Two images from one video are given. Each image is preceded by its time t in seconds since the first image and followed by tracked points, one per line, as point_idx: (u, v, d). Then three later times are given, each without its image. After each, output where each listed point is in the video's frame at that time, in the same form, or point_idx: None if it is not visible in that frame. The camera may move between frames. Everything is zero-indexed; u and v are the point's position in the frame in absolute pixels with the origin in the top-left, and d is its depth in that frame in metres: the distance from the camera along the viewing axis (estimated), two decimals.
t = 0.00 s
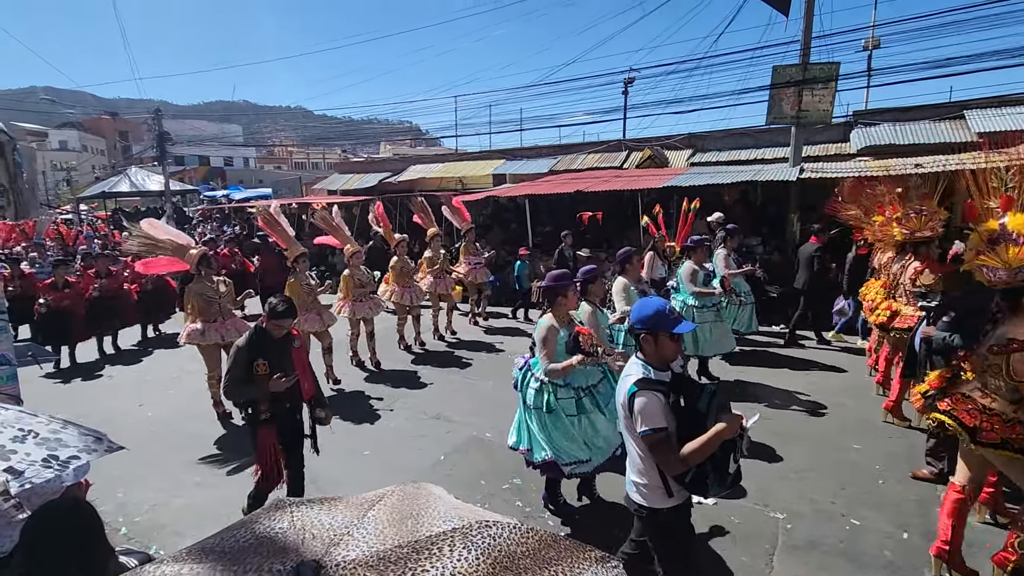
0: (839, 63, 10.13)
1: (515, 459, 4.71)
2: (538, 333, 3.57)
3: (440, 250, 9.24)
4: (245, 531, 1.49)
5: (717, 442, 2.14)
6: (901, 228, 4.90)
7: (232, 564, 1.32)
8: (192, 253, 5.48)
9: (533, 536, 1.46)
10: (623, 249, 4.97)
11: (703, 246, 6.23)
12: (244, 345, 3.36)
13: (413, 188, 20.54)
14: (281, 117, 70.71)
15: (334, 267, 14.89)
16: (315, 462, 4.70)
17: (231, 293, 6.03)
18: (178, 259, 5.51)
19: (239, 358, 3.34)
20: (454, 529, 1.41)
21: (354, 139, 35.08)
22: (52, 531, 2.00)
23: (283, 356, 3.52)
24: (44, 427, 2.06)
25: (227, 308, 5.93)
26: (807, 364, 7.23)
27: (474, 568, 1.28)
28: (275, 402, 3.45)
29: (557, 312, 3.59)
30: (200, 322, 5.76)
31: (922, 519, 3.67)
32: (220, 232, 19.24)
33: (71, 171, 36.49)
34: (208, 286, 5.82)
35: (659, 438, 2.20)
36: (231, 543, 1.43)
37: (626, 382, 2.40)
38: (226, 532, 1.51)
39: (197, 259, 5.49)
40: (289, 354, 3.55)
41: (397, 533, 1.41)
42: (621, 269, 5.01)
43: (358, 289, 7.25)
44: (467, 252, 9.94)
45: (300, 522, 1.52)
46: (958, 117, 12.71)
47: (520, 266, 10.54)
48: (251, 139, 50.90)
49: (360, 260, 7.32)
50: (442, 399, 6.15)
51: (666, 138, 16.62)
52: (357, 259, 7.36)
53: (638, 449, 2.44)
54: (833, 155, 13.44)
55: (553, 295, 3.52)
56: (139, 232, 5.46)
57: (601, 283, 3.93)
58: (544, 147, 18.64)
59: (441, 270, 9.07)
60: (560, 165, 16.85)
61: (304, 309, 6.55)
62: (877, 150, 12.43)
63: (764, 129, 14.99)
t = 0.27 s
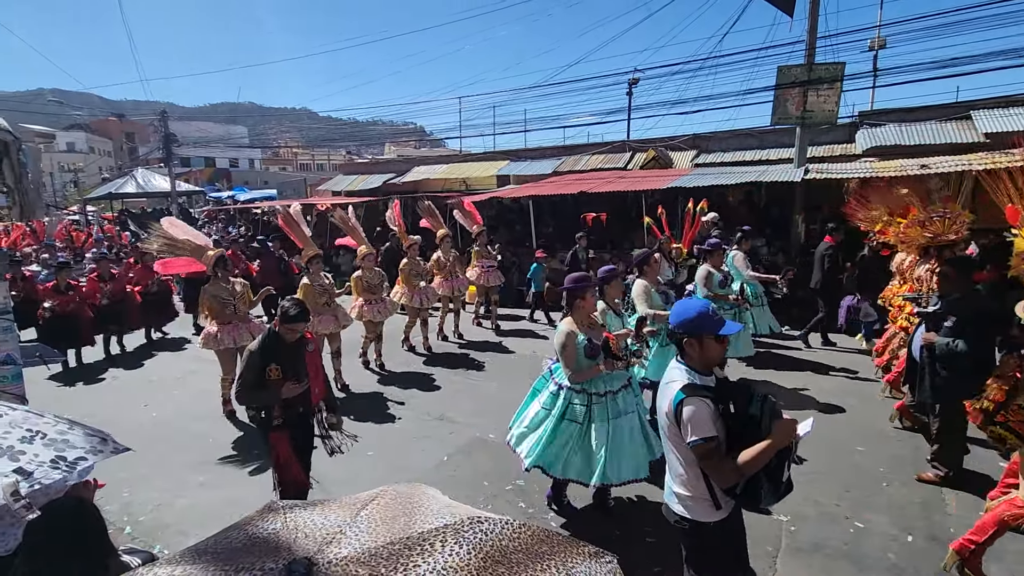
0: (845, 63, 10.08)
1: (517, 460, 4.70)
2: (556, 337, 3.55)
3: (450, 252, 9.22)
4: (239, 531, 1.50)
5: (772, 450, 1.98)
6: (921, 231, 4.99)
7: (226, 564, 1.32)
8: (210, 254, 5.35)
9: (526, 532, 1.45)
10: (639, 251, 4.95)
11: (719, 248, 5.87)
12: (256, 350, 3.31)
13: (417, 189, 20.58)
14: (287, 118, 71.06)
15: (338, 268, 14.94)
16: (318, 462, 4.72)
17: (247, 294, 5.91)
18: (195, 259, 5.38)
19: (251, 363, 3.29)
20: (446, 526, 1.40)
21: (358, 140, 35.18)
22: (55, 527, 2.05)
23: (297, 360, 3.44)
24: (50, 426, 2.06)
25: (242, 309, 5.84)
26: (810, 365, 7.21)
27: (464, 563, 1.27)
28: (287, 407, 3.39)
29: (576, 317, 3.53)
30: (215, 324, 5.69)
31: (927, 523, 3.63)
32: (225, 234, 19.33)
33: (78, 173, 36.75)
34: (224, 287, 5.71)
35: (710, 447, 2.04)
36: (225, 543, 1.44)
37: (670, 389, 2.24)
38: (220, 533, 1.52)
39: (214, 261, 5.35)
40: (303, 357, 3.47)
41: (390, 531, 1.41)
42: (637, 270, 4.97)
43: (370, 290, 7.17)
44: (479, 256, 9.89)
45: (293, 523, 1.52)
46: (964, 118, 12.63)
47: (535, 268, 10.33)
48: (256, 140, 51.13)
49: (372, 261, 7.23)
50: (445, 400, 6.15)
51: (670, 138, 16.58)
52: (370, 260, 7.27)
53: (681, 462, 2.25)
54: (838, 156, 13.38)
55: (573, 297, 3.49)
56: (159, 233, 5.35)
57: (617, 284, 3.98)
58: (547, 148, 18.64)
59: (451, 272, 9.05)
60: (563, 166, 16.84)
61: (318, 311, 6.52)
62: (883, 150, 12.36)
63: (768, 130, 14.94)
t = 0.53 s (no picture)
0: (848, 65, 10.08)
1: (520, 462, 4.72)
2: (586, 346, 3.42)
3: (461, 254, 9.25)
4: (244, 531, 1.51)
5: (821, 464, 1.99)
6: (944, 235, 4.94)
7: (232, 565, 1.34)
8: (226, 255, 5.28)
9: (529, 535, 1.46)
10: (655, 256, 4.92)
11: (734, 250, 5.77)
12: (267, 365, 3.16)
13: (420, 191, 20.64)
14: (291, 121, 71.34)
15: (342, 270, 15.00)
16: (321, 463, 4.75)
17: (262, 296, 5.85)
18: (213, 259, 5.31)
19: (264, 378, 3.14)
20: (450, 528, 1.42)
21: (362, 143, 35.29)
22: (67, 524, 2.10)
23: (312, 372, 3.29)
24: (71, 431, 2.08)
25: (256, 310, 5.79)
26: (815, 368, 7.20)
27: (470, 568, 1.29)
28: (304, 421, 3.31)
29: (599, 320, 3.48)
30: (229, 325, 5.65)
31: (930, 526, 3.64)
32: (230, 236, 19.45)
33: (84, 175, 37.03)
34: (240, 287, 5.66)
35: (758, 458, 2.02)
36: (230, 544, 1.45)
37: (715, 397, 2.20)
38: (226, 533, 1.53)
39: (230, 263, 5.28)
40: (316, 368, 3.33)
41: (394, 533, 1.43)
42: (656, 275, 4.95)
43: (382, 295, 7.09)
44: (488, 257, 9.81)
45: (298, 523, 1.54)
46: (968, 119, 12.61)
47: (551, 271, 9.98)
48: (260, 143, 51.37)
49: (381, 265, 7.18)
50: (449, 402, 6.17)
51: (673, 141, 16.59)
52: (379, 263, 7.20)
53: (722, 473, 2.22)
54: (841, 157, 13.37)
55: (592, 302, 3.40)
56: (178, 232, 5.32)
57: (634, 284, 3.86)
58: (550, 150, 18.68)
59: (461, 274, 9.07)
60: (566, 168, 16.85)
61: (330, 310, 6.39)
62: (886, 152, 12.33)
63: (771, 132, 14.93)
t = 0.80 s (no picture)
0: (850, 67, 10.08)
1: (521, 463, 4.73)
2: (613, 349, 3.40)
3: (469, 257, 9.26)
4: (249, 531, 1.51)
5: (880, 463, 1.91)
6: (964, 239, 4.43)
7: (236, 567, 1.34)
8: (241, 257, 5.26)
9: (535, 539, 1.46)
10: (673, 260, 4.98)
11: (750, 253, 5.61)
12: (278, 368, 3.09)
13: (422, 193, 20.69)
14: (294, 123, 71.55)
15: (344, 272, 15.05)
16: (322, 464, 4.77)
17: (274, 298, 5.84)
18: (227, 260, 5.28)
19: (274, 381, 3.07)
20: (457, 533, 1.41)
21: (365, 144, 35.36)
22: (73, 522, 2.11)
23: (321, 375, 3.23)
24: (79, 430, 2.09)
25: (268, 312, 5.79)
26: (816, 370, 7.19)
27: (477, 572, 1.29)
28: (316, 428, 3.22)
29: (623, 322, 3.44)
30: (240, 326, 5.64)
31: (931, 528, 3.62)
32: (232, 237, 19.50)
33: (87, 177, 37.17)
34: (251, 289, 5.65)
35: (810, 456, 2.00)
36: (235, 543, 1.45)
37: (766, 395, 2.21)
38: (230, 533, 1.53)
39: (244, 265, 5.26)
40: (326, 371, 3.27)
41: (400, 536, 1.43)
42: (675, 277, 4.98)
43: (389, 300, 7.11)
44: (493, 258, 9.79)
45: (302, 523, 1.54)
46: (970, 121, 12.59)
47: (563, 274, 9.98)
48: (263, 144, 51.53)
49: (390, 270, 7.19)
50: (450, 404, 6.18)
51: (675, 143, 16.60)
52: (388, 268, 7.20)
53: (775, 474, 2.22)
54: (844, 159, 13.36)
55: (611, 306, 3.37)
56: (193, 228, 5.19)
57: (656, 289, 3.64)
58: (552, 152, 18.70)
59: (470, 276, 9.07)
60: (568, 170, 16.87)
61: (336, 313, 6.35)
62: (889, 155, 12.32)
63: (774, 134, 14.93)
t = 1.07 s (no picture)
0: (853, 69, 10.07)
1: (523, 464, 4.73)
2: (623, 355, 3.27)
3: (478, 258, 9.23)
4: (252, 528, 1.50)
5: (930, 462, 1.92)
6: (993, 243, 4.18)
7: (240, 565, 1.33)
8: (248, 258, 5.21)
9: (539, 539, 1.45)
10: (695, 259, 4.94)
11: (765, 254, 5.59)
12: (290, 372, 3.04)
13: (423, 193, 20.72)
14: (296, 123, 71.67)
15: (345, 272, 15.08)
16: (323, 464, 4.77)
17: (282, 301, 5.74)
18: (234, 261, 5.27)
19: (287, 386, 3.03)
20: (462, 531, 1.41)
21: (367, 145, 35.41)
22: (70, 524, 2.10)
23: (333, 379, 3.20)
24: (73, 425, 2.10)
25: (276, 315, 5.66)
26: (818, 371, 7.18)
27: (483, 571, 1.28)
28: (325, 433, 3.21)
29: (639, 329, 3.32)
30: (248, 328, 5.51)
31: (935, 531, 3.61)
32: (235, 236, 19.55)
33: (90, 176, 37.28)
34: (260, 291, 5.55)
35: (856, 452, 1.97)
36: (238, 541, 1.44)
37: (810, 390, 2.18)
38: (234, 530, 1.53)
39: (252, 265, 5.19)
40: (338, 376, 3.24)
41: (404, 535, 1.42)
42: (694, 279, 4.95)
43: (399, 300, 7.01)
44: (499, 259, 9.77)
45: (307, 521, 1.53)
46: (973, 123, 12.57)
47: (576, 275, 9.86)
48: (265, 145, 51.62)
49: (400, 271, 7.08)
50: (452, 404, 6.17)
51: (677, 144, 16.60)
52: (397, 268, 7.11)
53: (818, 470, 2.19)
54: (846, 161, 13.34)
55: (634, 312, 3.26)
56: (199, 230, 5.25)
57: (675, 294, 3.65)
58: (554, 153, 18.72)
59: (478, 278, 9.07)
60: (570, 170, 16.89)
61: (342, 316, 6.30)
62: (891, 156, 12.31)
63: (776, 135, 14.93)
